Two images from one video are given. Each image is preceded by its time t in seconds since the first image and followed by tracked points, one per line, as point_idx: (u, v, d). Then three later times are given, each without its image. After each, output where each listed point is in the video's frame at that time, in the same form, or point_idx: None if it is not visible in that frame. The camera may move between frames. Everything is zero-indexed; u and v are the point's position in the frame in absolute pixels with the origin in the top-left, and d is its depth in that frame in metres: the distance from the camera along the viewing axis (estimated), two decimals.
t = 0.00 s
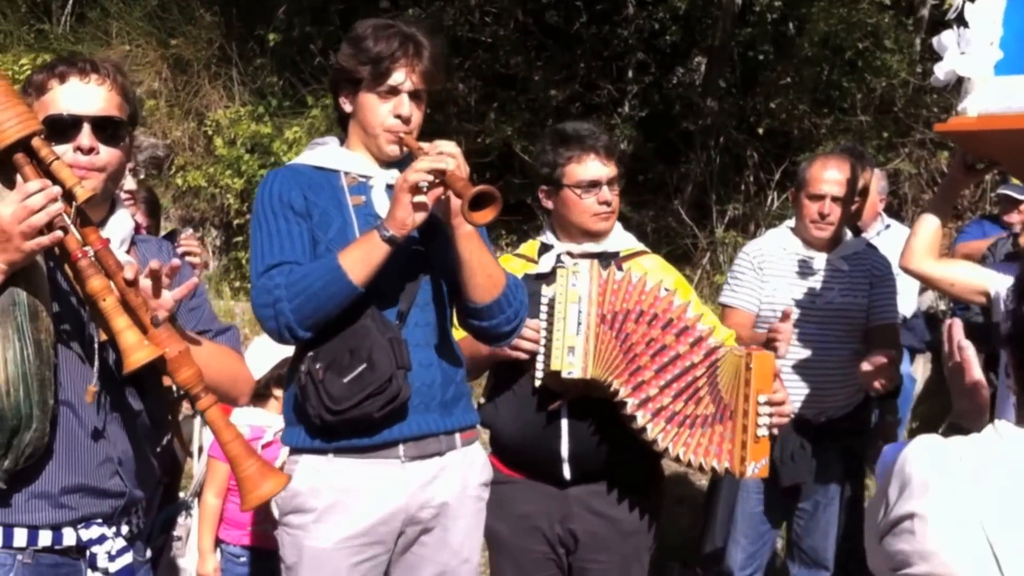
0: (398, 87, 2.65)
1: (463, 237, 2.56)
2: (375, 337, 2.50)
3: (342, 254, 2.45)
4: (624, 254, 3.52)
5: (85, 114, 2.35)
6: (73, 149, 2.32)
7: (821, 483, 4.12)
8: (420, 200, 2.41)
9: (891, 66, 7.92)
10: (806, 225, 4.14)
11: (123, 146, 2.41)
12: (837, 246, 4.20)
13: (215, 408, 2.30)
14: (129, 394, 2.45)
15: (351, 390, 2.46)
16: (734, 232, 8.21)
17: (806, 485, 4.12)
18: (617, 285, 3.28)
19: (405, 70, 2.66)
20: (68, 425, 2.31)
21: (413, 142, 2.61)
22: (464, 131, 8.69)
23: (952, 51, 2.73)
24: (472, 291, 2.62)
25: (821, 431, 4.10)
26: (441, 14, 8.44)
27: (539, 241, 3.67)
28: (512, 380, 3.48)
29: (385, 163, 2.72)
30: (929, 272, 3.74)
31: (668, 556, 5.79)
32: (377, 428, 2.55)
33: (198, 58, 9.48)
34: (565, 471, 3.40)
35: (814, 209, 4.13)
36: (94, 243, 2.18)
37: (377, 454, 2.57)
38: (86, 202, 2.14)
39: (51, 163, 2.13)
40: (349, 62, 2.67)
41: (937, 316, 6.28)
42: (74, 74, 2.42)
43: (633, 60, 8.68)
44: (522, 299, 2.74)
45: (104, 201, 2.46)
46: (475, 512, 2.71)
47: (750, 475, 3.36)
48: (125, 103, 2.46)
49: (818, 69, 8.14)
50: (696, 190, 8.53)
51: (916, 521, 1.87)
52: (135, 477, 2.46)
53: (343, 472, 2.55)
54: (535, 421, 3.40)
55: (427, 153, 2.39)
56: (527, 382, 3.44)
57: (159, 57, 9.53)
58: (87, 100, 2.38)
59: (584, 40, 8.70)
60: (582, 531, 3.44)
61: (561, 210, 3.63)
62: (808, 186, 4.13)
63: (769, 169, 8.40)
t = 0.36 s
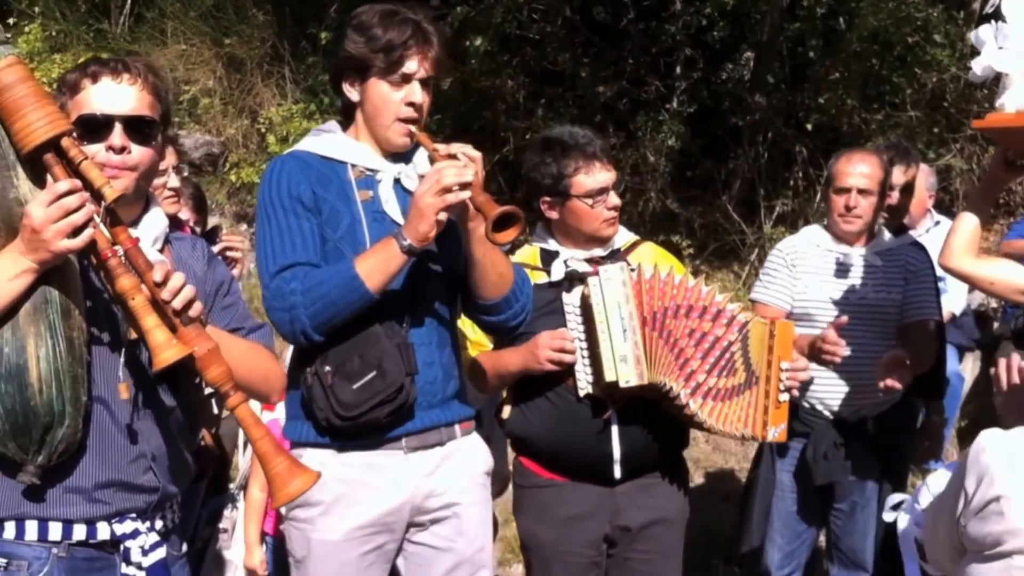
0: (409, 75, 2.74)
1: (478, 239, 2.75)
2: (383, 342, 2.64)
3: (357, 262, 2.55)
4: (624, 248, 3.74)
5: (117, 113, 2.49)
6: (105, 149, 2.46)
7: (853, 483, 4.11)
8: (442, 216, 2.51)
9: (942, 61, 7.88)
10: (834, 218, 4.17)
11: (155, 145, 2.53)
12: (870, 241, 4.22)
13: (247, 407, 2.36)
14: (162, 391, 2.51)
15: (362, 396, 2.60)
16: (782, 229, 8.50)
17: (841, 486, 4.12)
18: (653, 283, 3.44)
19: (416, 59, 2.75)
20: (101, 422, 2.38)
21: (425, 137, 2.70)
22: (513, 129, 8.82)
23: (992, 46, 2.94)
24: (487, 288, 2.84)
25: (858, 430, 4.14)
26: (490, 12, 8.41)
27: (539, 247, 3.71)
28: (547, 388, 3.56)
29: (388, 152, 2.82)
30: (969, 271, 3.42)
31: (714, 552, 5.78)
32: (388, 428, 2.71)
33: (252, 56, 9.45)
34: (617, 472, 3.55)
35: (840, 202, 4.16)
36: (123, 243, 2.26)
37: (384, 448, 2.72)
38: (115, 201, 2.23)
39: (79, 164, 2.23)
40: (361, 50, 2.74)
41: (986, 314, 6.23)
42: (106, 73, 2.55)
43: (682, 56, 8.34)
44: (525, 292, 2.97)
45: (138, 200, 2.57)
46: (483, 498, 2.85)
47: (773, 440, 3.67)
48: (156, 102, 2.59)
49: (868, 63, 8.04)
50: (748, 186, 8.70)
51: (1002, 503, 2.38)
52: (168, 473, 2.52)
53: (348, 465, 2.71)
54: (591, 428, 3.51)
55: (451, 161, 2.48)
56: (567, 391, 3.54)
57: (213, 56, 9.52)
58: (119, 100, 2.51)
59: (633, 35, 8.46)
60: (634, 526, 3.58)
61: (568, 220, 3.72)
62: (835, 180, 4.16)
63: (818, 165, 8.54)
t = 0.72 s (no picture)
0: (419, 81, 2.80)
1: (504, 233, 2.94)
2: (407, 344, 2.70)
3: (389, 258, 2.62)
4: (634, 250, 3.79)
5: (137, 115, 2.52)
6: (125, 150, 2.49)
7: (880, 486, 4.09)
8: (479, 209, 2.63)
9: (975, 61, 7.79)
10: (854, 218, 4.20)
11: (175, 146, 2.56)
12: (893, 240, 4.23)
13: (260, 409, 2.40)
14: (182, 392, 2.55)
15: (391, 399, 2.66)
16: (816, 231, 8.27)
17: (866, 489, 4.11)
18: (673, 284, 3.46)
19: (427, 65, 2.80)
20: (122, 422, 2.42)
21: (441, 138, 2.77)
22: (544, 130, 8.83)
23: (1015, 45, 2.92)
24: (510, 279, 3.01)
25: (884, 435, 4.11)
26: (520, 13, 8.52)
27: (550, 253, 3.72)
28: (577, 398, 3.57)
29: (396, 152, 2.88)
30: (993, 275, 3.38)
31: (746, 556, 5.74)
32: (407, 430, 2.77)
33: (284, 60, 9.50)
34: (646, 474, 3.55)
35: (860, 201, 4.19)
36: (141, 245, 2.30)
37: (404, 447, 2.78)
38: (132, 204, 2.28)
39: (97, 166, 2.27)
40: (373, 54, 2.77)
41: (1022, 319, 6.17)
42: (126, 76, 2.59)
43: (711, 57, 8.48)
44: (542, 289, 3.16)
45: (159, 200, 2.60)
46: (497, 495, 2.94)
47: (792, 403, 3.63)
48: (175, 103, 2.62)
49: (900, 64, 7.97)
50: (778, 187, 8.51)
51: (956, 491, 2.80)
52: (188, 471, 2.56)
53: (368, 464, 2.76)
54: (624, 433, 3.52)
55: (480, 153, 2.63)
56: (598, 400, 3.55)
57: (247, 59, 9.58)
58: (139, 101, 2.54)
59: (663, 36, 8.53)
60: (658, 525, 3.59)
61: (583, 227, 3.70)
62: (854, 180, 4.20)
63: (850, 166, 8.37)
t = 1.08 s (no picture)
0: (440, 89, 2.91)
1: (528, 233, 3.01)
2: (445, 336, 2.80)
3: (420, 252, 2.72)
4: (657, 259, 3.76)
5: (141, 120, 2.54)
6: (130, 154, 2.52)
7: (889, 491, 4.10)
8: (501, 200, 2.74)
9: (990, 67, 7.78)
10: (864, 224, 4.19)
11: (178, 150, 2.59)
12: (903, 246, 4.24)
13: (265, 410, 2.42)
14: (189, 393, 2.56)
15: (428, 391, 2.74)
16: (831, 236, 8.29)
17: (877, 495, 4.11)
18: (677, 291, 3.47)
19: (447, 74, 2.91)
20: (130, 423, 2.43)
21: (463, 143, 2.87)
22: (557, 136, 8.80)
23: (1021, 50, 2.92)
24: (543, 278, 3.09)
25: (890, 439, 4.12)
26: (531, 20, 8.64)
27: (568, 253, 3.75)
28: (582, 399, 3.56)
29: (421, 162, 2.98)
30: (1002, 280, 3.37)
31: (759, 565, 5.71)
32: (444, 427, 2.85)
33: (298, 65, 9.52)
34: (648, 479, 3.56)
35: (870, 208, 4.18)
36: (146, 247, 2.32)
37: (441, 453, 2.88)
38: (137, 208, 2.31)
39: (102, 170, 2.32)
40: (393, 66, 2.89)
41: None
42: (129, 82, 2.60)
43: (724, 63, 8.51)
44: (569, 293, 3.24)
45: (163, 204, 2.62)
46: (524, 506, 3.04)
47: (768, 410, 3.53)
48: (178, 109, 2.64)
49: (913, 69, 8.01)
50: (791, 194, 8.51)
51: None
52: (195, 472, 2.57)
53: (407, 470, 2.85)
54: (621, 436, 3.53)
55: (503, 147, 2.73)
56: (601, 402, 3.54)
57: (261, 65, 9.62)
58: (142, 107, 2.56)
59: (675, 42, 8.54)
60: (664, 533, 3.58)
61: (595, 227, 3.71)
62: (864, 186, 4.20)
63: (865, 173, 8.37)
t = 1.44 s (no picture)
0: (472, 98, 3.08)
1: (554, 233, 3.05)
2: (469, 337, 2.89)
3: (440, 256, 2.83)
4: (699, 266, 3.74)
5: (149, 126, 2.56)
6: (138, 159, 2.53)
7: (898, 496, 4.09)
8: (516, 203, 2.80)
9: (1002, 73, 7.75)
10: (875, 231, 4.20)
11: (185, 156, 2.61)
12: (913, 254, 4.24)
13: (272, 412, 2.43)
14: (196, 395, 2.57)
15: (449, 391, 2.83)
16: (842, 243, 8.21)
17: (886, 502, 4.09)
18: (695, 293, 3.46)
19: (478, 83, 3.08)
20: (138, 425, 2.44)
21: (491, 148, 3.03)
22: (568, 143, 8.72)
23: None
24: (567, 285, 3.11)
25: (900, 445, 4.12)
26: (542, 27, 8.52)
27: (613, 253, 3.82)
28: (602, 395, 3.61)
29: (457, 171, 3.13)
30: (1010, 287, 3.36)
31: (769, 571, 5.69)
32: (472, 430, 2.92)
33: (308, 72, 9.56)
34: (658, 480, 3.56)
35: (881, 214, 4.19)
36: (154, 251, 2.33)
37: (469, 456, 2.94)
38: (144, 212, 2.31)
39: (110, 175, 2.33)
40: (425, 77, 3.08)
41: None
42: (138, 89, 2.62)
43: (737, 70, 8.46)
44: (606, 297, 3.26)
45: (169, 210, 2.64)
46: (551, 517, 3.07)
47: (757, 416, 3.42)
48: (186, 115, 2.66)
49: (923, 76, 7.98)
50: (802, 201, 8.50)
51: None
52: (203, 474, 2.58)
53: (432, 471, 2.92)
54: (628, 431, 3.56)
55: (517, 148, 2.78)
56: (617, 396, 3.59)
57: (272, 72, 9.59)
58: (150, 113, 2.58)
59: (687, 49, 8.58)
60: (674, 539, 3.58)
61: (632, 222, 3.78)
62: (874, 193, 4.22)
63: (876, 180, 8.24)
